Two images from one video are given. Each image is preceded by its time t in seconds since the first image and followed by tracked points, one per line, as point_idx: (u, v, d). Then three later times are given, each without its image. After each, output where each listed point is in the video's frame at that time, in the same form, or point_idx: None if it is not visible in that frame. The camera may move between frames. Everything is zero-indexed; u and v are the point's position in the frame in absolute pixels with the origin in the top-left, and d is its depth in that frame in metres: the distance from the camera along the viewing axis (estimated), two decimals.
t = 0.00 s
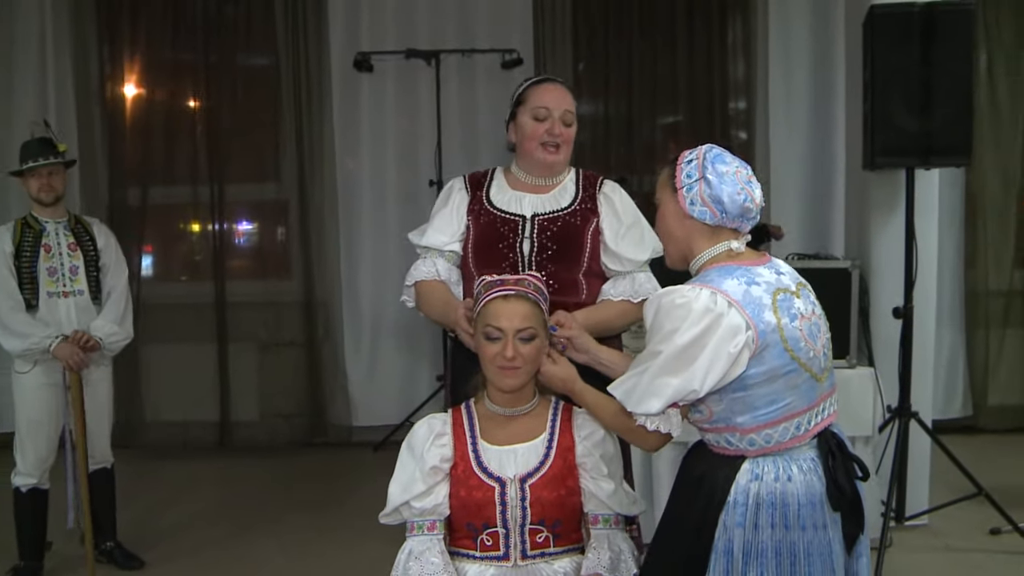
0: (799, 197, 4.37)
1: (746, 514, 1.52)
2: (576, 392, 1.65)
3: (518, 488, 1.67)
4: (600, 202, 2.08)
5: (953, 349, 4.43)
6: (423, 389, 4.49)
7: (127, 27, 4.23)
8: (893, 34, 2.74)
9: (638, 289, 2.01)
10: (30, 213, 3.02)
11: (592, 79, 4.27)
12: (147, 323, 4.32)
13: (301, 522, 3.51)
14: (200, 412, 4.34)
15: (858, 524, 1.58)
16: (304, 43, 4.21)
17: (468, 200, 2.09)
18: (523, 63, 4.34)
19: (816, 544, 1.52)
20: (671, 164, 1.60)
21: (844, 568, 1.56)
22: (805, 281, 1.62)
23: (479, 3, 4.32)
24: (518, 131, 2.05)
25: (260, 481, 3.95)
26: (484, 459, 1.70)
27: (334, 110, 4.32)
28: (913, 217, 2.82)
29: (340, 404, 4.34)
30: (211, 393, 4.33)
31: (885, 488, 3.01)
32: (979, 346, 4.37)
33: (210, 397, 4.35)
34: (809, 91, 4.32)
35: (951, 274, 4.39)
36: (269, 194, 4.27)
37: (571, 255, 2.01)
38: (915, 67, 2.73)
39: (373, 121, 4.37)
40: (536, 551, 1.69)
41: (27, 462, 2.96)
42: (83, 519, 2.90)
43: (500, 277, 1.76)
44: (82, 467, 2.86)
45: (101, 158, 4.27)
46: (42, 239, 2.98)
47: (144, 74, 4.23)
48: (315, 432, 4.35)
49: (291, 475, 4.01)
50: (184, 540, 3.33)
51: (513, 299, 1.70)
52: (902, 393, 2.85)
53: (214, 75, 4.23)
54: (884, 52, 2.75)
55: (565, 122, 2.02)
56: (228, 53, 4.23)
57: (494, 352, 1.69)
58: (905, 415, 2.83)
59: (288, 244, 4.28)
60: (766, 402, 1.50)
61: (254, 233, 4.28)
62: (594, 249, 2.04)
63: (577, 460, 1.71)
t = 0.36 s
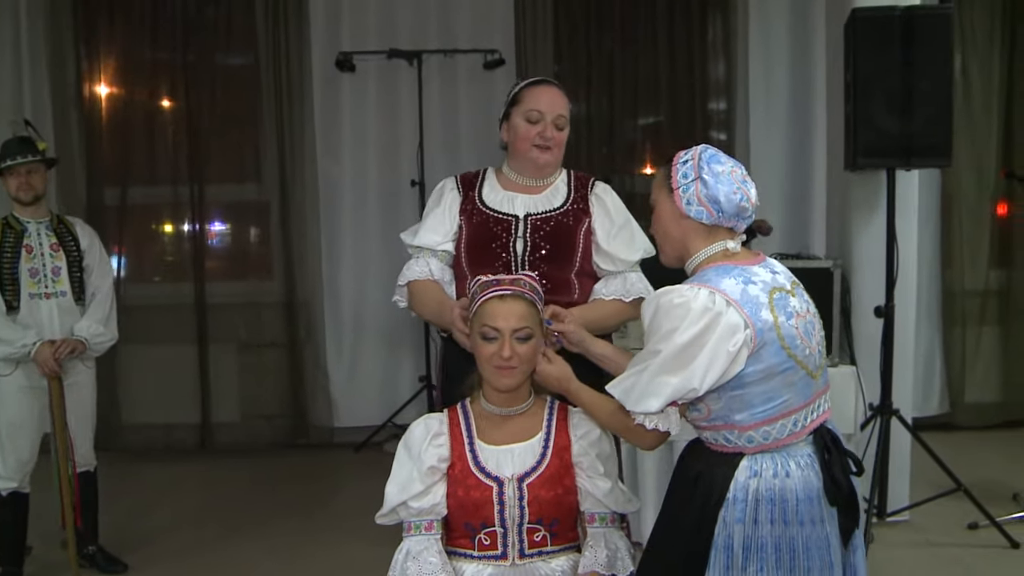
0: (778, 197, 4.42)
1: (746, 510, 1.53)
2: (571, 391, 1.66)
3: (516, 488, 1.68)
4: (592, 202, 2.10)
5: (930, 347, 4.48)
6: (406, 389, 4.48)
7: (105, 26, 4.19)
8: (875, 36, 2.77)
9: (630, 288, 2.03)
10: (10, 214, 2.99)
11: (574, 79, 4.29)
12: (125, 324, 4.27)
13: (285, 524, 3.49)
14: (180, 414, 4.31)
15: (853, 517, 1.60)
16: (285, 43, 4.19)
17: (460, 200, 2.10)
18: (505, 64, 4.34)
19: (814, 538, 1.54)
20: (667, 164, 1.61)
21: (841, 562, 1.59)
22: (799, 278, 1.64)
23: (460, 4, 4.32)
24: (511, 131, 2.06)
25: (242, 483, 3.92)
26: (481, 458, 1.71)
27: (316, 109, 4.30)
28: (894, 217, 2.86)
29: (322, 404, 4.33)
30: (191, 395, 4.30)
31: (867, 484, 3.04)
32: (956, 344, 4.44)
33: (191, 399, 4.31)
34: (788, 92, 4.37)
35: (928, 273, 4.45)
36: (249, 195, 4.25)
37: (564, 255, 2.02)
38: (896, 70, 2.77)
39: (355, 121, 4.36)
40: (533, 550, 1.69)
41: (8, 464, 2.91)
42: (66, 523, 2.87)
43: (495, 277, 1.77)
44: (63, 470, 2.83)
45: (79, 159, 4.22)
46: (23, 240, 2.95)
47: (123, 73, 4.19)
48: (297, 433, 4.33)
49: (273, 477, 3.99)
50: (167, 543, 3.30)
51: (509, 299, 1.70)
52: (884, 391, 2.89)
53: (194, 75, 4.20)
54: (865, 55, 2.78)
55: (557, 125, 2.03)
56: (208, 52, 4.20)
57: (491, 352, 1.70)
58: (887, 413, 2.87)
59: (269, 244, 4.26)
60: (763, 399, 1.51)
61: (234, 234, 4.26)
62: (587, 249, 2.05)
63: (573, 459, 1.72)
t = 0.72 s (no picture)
0: (756, 197, 4.47)
1: (742, 506, 1.55)
2: (567, 391, 1.67)
3: (513, 487, 1.68)
4: (583, 203, 2.11)
5: (906, 345, 4.56)
6: (387, 391, 4.47)
7: (81, 24, 4.14)
8: (855, 38, 2.81)
9: (620, 289, 2.06)
10: None
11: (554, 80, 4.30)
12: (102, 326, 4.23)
13: (264, 528, 3.47)
14: (158, 416, 4.28)
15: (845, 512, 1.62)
16: (264, 42, 4.17)
17: (451, 200, 2.10)
18: (484, 64, 4.35)
19: (808, 533, 1.56)
20: (659, 165, 1.60)
21: (834, 556, 1.61)
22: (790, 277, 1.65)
23: (440, 4, 4.32)
24: (501, 131, 2.07)
25: (222, 485, 3.90)
26: (477, 458, 1.71)
27: (295, 109, 4.29)
28: (874, 217, 2.90)
29: (302, 406, 4.31)
30: (170, 397, 4.26)
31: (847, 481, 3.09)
32: (931, 343, 4.51)
33: (169, 402, 4.28)
34: (766, 93, 4.42)
35: (903, 272, 4.52)
36: (229, 195, 4.22)
37: (556, 255, 2.04)
38: (876, 72, 2.81)
39: (334, 121, 4.35)
40: (530, 549, 1.70)
41: None
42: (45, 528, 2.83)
43: (492, 278, 1.79)
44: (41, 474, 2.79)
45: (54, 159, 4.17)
46: None
47: (99, 72, 4.15)
48: (277, 434, 4.31)
49: (253, 479, 3.97)
50: (146, 547, 3.27)
51: (506, 299, 1.72)
52: (864, 389, 2.93)
53: (172, 74, 4.17)
54: (846, 57, 2.82)
55: (546, 126, 2.03)
56: (185, 52, 4.17)
57: (488, 351, 1.71)
58: (866, 411, 2.91)
59: (249, 244, 4.24)
60: (757, 397, 1.53)
61: (212, 235, 4.23)
62: (578, 249, 2.07)
63: (568, 458, 1.73)
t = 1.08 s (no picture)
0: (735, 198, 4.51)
1: (737, 503, 1.56)
2: (561, 391, 1.65)
3: (509, 486, 1.69)
4: (572, 203, 2.12)
5: (881, 344, 4.62)
6: (367, 392, 4.46)
7: (53, 23, 4.09)
8: (835, 41, 2.84)
9: (610, 288, 2.06)
10: None
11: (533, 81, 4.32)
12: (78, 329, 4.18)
13: (245, 530, 3.45)
14: (136, 419, 4.24)
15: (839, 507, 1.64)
16: (242, 42, 4.15)
17: (441, 201, 2.10)
18: (464, 65, 4.36)
19: (803, 528, 1.58)
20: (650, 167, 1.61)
21: (828, 550, 1.63)
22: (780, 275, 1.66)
23: (420, 5, 4.33)
24: (490, 131, 2.05)
25: (201, 488, 3.86)
26: (473, 458, 1.72)
27: (274, 110, 4.27)
28: (854, 217, 2.94)
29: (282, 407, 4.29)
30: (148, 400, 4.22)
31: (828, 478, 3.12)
32: (906, 341, 4.57)
33: (147, 405, 4.24)
34: (743, 95, 4.46)
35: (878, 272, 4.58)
36: (207, 196, 4.19)
37: (546, 255, 2.04)
38: (855, 74, 2.85)
39: (313, 121, 4.33)
40: (527, 547, 1.71)
41: None
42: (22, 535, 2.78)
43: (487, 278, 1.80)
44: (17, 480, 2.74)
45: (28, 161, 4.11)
46: None
47: (74, 72, 4.10)
48: (257, 437, 4.28)
49: (233, 482, 3.94)
50: (126, 551, 3.24)
51: (502, 298, 1.73)
52: (845, 387, 2.97)
53: (149, 75, 4.13)
54: (826, 59, 2.85)
55: (535, 127, 2.01)
56: (162, 52, 4.13)
57: (483, 351, 1.72)
58: (847, 408, 2.95)
59: (228, 246, 4.21)
60: (751, 394, 1.54)
61: (190, 236, 4.20)
62: (568, 249, 2.08)
63: (563, 456, 1.74)
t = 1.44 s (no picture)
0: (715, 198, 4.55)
1: (732, 496, 1.57)
2: (559, 385, 1.68)
3: (506, 484, 1.70)
4: (562, 203, 2.10)
5: (859, 342, 4.68)
6: (349, 392, 4.46)
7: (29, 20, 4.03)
8: (817, 42, 2.88)
9: (601, 288, 2.06)
10: None
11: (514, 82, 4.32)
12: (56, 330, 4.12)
13: (228, 532, 3.43)
14: (114, 421, 4.20)
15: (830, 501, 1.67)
16: (222, 40, 4.12)
17: (432, 201, 2.08)
18: (445, 65, 4.37)
19: (796, 521, 1.60)
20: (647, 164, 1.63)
21: (820, 544, 1.65)
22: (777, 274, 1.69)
23: (401, 5, 4.33)
24: (481, 132, 2.03)
25: (182, 490, 3.83)
26: (470, 456, 1.72)
27: (255, 110, 4.25)
28: (836, 217, 2.98)
29: (263, 408, 4.27)
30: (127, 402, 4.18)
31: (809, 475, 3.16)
32: (883, 340, 4.63)
33: (127, 407, 4.20)
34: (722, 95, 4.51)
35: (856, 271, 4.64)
36: (187, 196, 4.17)
37: (536, 255, 2.04)
38: (836, 75, 2.89)
39: (294, 121, 4.32)
40: (523, 545, 1.72)
41: None
42: None
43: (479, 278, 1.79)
44: None
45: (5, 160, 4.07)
46: None
47: (50, 70, 4.05)
48: (239, 438, 4.26)
49: (214, 483, 3.91)
50: (107, 554, 3.21)
51: (496, 299, 1.73)
52: (827, 384, 3.01)
53: (128, 74, 4.10)
54: (807, 60, 2.89)
55: (526, 127, 1.99)
56: (140, 51, 4.10)
57: (478, 352, 1.72)
58: (830, 406, 2.98)
59: (208, 246, 4.19)
60: (746, 389, 1.55)
61: (170, 236, 4.17)
62: (558, 249, 2.07)
63: (559, 454, 1.75)
